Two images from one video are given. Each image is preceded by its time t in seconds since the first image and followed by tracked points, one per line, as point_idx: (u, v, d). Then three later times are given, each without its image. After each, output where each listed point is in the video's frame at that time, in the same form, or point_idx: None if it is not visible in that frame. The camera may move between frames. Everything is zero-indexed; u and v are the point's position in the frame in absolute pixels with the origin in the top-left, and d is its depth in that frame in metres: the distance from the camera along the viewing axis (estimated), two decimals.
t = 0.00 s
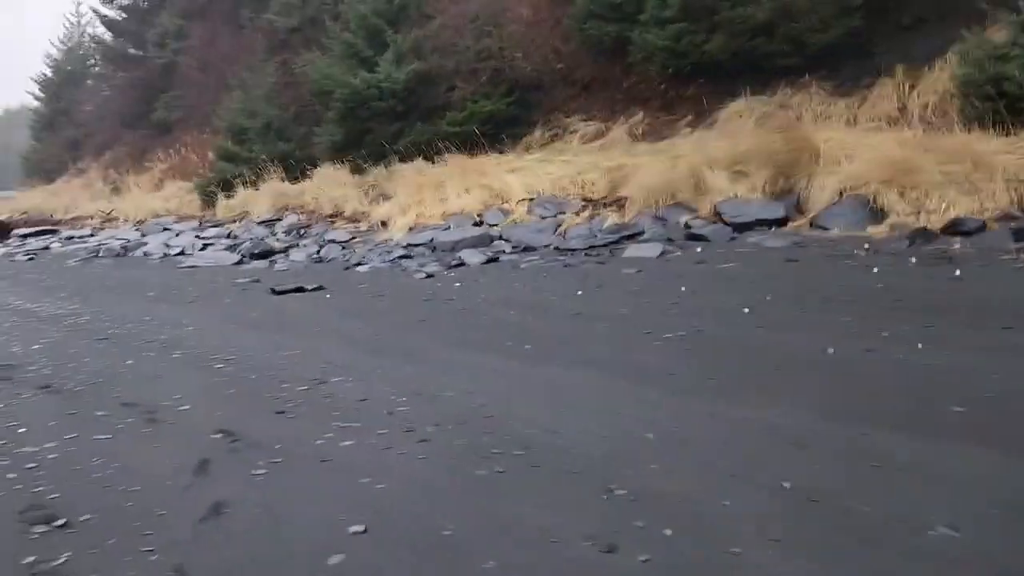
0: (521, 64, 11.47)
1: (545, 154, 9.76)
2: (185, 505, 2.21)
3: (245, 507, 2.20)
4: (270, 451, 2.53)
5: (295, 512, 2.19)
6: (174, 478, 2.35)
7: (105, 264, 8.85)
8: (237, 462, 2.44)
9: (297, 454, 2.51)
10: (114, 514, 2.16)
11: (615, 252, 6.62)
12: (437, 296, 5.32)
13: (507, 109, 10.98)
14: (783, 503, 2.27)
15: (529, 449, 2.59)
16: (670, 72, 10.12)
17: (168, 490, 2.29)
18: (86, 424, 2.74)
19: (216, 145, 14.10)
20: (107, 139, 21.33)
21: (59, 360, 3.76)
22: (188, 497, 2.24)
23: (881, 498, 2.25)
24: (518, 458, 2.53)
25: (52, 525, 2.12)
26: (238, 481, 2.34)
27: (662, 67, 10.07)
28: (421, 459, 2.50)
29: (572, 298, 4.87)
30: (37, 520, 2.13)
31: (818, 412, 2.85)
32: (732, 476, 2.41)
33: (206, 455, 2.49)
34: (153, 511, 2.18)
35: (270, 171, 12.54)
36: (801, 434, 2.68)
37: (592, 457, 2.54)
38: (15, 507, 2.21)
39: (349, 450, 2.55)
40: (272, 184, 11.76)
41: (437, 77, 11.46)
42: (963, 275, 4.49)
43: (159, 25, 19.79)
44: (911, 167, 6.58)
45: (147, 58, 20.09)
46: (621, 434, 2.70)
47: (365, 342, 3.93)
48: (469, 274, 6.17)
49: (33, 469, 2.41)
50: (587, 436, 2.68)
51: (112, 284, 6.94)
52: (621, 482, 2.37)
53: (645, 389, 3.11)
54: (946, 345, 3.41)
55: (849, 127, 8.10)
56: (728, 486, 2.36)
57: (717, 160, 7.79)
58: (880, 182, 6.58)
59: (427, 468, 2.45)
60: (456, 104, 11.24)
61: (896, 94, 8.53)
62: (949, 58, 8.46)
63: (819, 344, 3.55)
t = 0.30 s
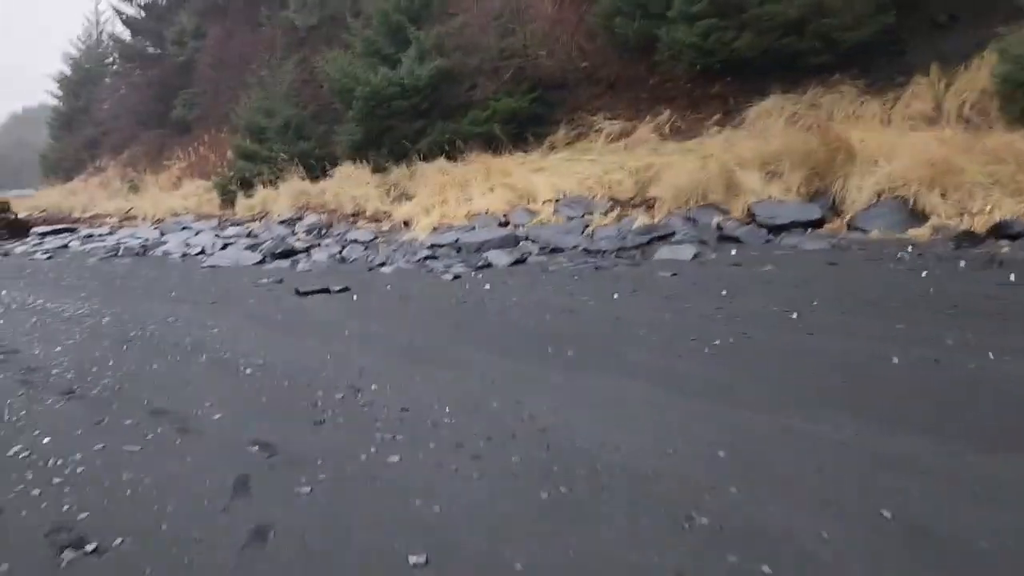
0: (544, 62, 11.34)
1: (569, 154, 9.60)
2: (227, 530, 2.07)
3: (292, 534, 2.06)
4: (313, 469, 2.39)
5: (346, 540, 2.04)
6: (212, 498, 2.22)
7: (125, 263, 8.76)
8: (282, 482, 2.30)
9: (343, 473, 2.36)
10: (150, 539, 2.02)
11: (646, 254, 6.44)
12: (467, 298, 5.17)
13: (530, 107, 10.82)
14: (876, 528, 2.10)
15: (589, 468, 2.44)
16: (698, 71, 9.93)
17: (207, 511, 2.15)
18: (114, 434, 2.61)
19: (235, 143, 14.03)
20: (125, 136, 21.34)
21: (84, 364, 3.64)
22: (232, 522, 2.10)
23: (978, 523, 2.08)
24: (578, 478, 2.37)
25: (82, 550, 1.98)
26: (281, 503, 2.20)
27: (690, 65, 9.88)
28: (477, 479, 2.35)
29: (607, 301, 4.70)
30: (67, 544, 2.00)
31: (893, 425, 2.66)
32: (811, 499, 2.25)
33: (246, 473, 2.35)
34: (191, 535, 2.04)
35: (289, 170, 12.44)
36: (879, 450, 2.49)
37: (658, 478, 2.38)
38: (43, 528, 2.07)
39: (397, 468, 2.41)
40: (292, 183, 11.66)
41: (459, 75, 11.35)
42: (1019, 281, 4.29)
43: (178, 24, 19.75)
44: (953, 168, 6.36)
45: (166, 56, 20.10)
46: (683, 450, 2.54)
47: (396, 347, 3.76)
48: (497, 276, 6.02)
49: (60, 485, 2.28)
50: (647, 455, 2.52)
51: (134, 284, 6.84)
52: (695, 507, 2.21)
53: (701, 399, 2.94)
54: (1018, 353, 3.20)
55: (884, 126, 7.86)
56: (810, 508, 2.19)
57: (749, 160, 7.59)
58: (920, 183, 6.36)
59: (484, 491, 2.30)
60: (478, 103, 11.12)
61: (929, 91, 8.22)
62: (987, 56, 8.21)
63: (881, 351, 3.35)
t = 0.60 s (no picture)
0: (559, 61, 11.16)
1: (586, 154, 9.43)
2: (271, 558, 1.91)
3: (343, 562, 1.91)
4: (357, 488, 2.24)
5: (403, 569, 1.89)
6: (252, 521, 2.06)
7: (136, 262, 8.64)
8: (326, 504, 2.15)
9: (391, 493, 2.21)
10: (187, 568, 1.86)
11: (671, 256, 6.27)
12: (492, 302, 5.01)
13: (545, 106, 10.66)
14: (976, 562, 1.95)
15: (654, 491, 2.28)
16: (717, 70, 9.73)
17: (248, 536, 2.00)
18: (139, 447, 2.46)
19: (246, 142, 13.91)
20: (134, 135, 21.26)
21: (100, 369, 3.49)
22: (278, 549, 1.94)
23: None
24: (644, 502, 2.22)
25: None
26: (327, 527, 2.05)
27: (709, 64, 9.68)
28: (535, 502, 2.20)
29: (638, 306, 4.52)
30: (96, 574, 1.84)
31: (969, 444, 2.51)
32: (898, 526, 2.09)
33: (286, 492, 2.20)
34: (232, 564, 1.89)
35: (301, 169, 12.30)
36: (960, 472, 2.34)
37: (730, 502, 2.22)
38: (69, 555, 1.92)
39: (447, 487, 2.25)
40: (304, 183, 11.52)
41: (473, 73, 11.21)
42: None
43: (187, 22, 19.63)
44: (988, 170, 6.16)
45: (175, 55, 20.01)
46: (749, 471, 2.38)
47: (423, 354, 3.59)
48: (519, 279, 5.86)
49: (85, 505, 2.12)
50: (713, 475, 2.36)
51: (146, 284, 6.71)
52: (775, 537, 2.05)
53: (757, 414, 2.79)
54: None
55: (912, 126, 7.64)
56: (900, 536, 2.04)
57: (773, 160, 7.38)
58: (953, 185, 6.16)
59: (545, 513, 2.15)
60: (493, 102, 10.96)
61: (957, 92, 8.00)
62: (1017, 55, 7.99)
63: (940, 363, 3.19)
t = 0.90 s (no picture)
0: (572, 63, 11.02)
1: (601, 158, 9.30)
2: None
3: None
4: (396, 512, 2.09)
5: None
6: (283, 549, 1.91)
7: (143, 266, 8.51)
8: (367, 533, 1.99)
9: (434, 519, 2.06)
10: None
11: (693, 261, 6.11)
12: (512, 307, 4.87)
13: (558, 110, 10.51)
14: None
15: (717, 519, 2.13)
16: (733, 72, 9.56)
17: (280, 566, 1.84)
18: (156, 463, 2.31)
19: (254, 145, 13.79)
20: (140, 138, 21.17)
21: (111, 377, 3.35)
22: None
23: None
24: (710, 532, 2.07)
25: None
26: (368, 556, 1.89)
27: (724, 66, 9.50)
28: (592, 531, 2.04)
29: (665, 312, 4.36)
30: None
31: None
32: (992, 557, 1.93)
33: (318, 516, 2.05)
34: None
35: (310, 172, 12.17)
36: None
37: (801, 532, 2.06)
38: None
39: (496, 515, 2.11)
40: (313, 186, 11.40)
41: (483, 76, 11.05)
42: None
43: (195, 25, 19.53)
44: (1019, 175, 6.00)
45: (182, 58, 19.93)
46: (817, 497, 2.23)
47: (448, 364, 3.44)
48: (537, 284, 5.71)
49: (97, 528, 1.97)
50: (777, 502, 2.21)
51: (154, 288, 6.57)
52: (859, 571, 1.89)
53: (813, 432, 2.64)
54: None
55: (935, 131, 7.49)
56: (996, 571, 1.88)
57: (795, 164, 7.23)
58: (984, 190, 6.00)
59: (607, 544, 1.99)
60: (505, 105, 10.81)
61: (980, 96, 7.83)
62: None
63: (997, 376, 3.02)
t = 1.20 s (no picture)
0: (588, 62, 10.85)
1: (619, 158, 9.13)
2: None
3: None
4: (452, 540, 1.91)
5: None
6: None
7: (153, 268, 8.37)
8: (425, 566, 1.80)
9: (496, 550, 1.87)
10: None
11: (721, 264, 5.94)
12: (539, 312, 4.71)
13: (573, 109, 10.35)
14: None
15: (816, 546, 1.89)
16: (753, 70, 9.37)
17: None
18: (187, 482, 2.15)
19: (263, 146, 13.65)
20: (148, 139, 21.07)
21: (130, 385, 3.20)
22: None
23: None
24: (805, 559, 1.85)
25: None
26: None
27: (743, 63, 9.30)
28: (677, 566, 1.83)
29: (702, 318, 4.20)
30: None
31: None
32: None
33: (369, 544, 1.88)
34: None
35: (321, 173, 12.03)
36: None
37: (918, 564, 1.82)
38: None
39: (562, 543, 1.90)
40: (324, 187, 11.25)
41: (496, 77, 10.91)
42: None
43: (203, 25, 19.41)
44: None
45: (190, 58, 19.84)
46: (915, 516, 2.01)
47: (483, 373, 3.27)
48: (562, 287, 5.55)
49: (128, 558, 1.81)
50: (881, 526, 1.97)
51: (167, 291, 6.42)
52: None
53: (890, 443, 2.42)
54: None
55: (966, 130, 7.30)
56: None
57: (823, 165, 7.06)
58: None
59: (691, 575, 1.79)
60: (519, 104, 10.65)
61: (1011, 95, 7.64)
62: None
63: None
